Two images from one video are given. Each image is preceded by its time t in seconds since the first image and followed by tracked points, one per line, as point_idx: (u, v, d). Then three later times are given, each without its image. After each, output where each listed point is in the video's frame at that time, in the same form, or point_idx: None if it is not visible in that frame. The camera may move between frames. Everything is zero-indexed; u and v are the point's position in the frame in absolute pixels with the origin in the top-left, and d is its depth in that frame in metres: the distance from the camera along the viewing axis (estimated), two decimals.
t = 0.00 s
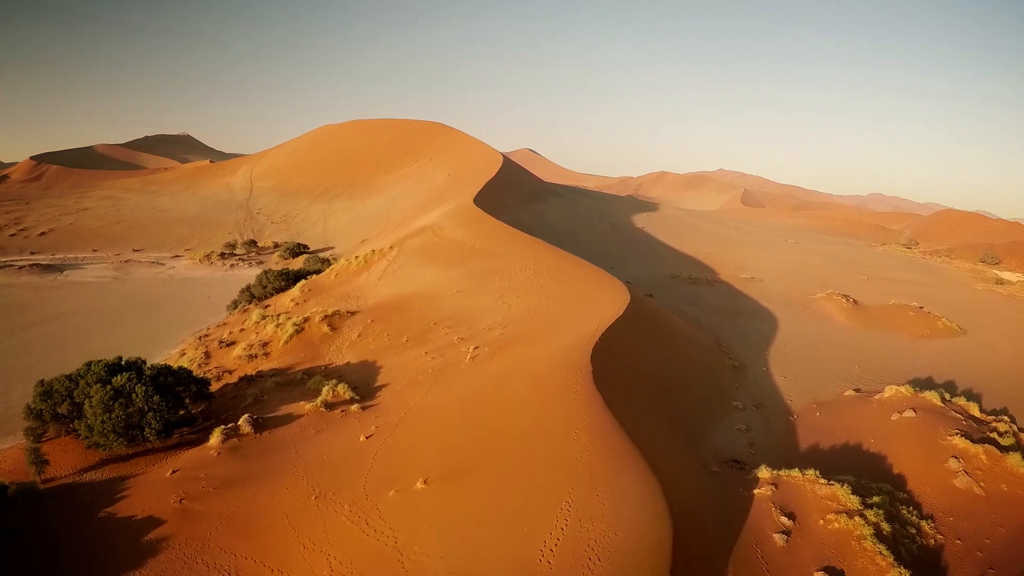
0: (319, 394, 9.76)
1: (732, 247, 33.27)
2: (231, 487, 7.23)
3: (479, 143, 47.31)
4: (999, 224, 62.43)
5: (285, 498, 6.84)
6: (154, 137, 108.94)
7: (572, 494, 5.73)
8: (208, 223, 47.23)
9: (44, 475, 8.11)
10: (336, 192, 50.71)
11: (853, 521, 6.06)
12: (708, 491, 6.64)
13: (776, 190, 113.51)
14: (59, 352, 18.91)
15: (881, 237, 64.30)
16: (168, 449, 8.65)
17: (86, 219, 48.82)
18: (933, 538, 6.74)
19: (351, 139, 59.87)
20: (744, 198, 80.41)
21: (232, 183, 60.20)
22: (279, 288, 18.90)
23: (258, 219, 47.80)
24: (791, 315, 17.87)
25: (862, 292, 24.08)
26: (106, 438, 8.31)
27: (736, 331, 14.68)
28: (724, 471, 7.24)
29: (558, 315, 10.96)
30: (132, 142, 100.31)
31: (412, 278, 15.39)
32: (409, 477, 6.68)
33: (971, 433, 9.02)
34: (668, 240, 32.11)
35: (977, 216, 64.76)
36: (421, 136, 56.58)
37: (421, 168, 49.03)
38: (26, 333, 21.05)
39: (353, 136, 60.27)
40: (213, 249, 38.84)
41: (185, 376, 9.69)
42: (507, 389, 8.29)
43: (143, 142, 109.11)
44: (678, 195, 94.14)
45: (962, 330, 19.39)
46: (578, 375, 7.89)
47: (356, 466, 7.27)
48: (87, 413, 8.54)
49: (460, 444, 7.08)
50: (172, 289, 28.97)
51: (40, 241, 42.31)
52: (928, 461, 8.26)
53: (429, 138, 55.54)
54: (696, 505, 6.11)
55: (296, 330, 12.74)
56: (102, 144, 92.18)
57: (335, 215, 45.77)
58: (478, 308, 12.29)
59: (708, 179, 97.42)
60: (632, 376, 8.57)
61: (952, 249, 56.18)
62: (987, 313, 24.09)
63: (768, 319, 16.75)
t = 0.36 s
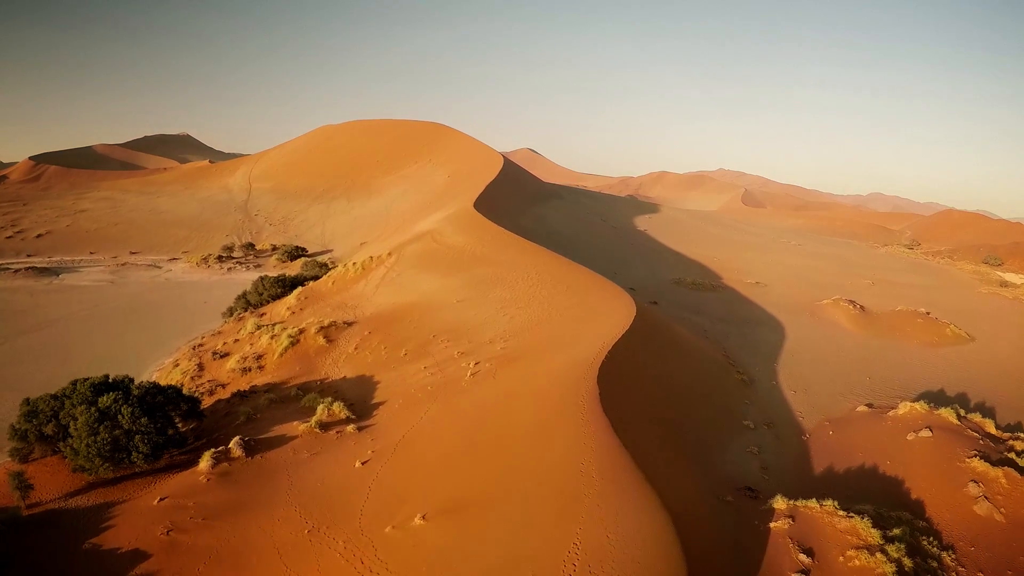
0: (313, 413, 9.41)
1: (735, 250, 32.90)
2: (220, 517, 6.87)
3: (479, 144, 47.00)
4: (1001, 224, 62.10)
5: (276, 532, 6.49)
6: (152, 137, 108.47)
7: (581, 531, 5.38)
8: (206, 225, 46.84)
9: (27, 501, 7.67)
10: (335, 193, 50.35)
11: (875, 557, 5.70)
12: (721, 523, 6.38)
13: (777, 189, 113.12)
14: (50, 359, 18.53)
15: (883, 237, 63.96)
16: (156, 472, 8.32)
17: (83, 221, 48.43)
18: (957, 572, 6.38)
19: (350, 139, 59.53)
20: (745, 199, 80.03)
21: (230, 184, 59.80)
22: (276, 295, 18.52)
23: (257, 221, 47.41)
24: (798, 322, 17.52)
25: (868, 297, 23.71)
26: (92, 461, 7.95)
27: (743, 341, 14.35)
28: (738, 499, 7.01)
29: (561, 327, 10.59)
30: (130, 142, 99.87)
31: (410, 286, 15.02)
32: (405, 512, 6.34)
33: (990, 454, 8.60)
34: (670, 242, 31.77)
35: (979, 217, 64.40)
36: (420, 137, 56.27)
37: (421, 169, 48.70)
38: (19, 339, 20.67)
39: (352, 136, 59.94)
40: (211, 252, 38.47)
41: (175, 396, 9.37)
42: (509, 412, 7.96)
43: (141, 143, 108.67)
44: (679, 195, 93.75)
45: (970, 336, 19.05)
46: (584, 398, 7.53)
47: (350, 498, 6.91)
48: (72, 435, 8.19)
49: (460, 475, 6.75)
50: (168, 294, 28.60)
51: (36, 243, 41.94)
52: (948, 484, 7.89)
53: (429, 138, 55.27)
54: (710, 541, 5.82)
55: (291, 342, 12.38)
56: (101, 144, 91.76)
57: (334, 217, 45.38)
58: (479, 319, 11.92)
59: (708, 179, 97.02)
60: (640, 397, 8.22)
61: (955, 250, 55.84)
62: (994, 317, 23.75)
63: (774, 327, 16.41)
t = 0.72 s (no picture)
0: (308, 432, 9.11)
1: (738, 253, 32.63)
2: (211, 548, 6.53)
3: (479, 145, 46.78)
4: (1002, 225, 61.88)
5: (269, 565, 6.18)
6: (151, 138, 108.20)
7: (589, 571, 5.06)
8: (204, 228, 46.50)
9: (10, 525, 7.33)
10: (334, 195, 50.06)
11: None
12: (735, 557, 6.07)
13: (777, 189, 112.94)
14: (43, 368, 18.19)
15: (885, 238, 63.71)
16: (144, 497, 8.00)
17: (80, 223, 48.07)
18: None
19: (349, 140, 59.29)
20: (746, 199, 79.72)
21: (229, 186, 59.50)
22: (272, 303, 18.21)
23: (256, 223, 47.11)
24: (804, 330, 17.22)
25: (874, 302, 23.39)
26: (78, 486, 7.64)
27: (750, 352, 14.06)
28: (750, 529, 6.73)
29: (564, 342, 10.28)
30: (130, 143, 99.53)
31: (409, 295, 14.72)
32: (402, 548, 6.02)
33: (1008, 475, 8.22)
34: (672, 246, 31.49)
35: (980, 217, 64.18)
36: (420, 138, 56.03)
37: (420, 171, 48.44)
38: (13, 346, 20.36)
39: (351, 137, 59.71)
40: (208, 255, 38.17)
41: (164, 416, 9.07)
42: (512, 435, 7.64)
43: (142, 143, 108.40)
44: (679, 194, 93.49)
45: (978, 343, 18.77)
46: (591, 421, 7.22)
47: (345, 529, 6.59)
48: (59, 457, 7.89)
49: (460, 506, 6.44)
50: (166, 298, 28.29)
51: (34, 246, 41.65)
52: (969, 507, 7.57)
53: (428, 139, 55.06)
54: None
55: (286, 354, 12.06)
56: (100, 145, 91.48)
57: (333, 219, 45.10)
58: (479, 331, 11.61)
59: (709, 179, 96.73)
60: (647, 420, 7.91)
61: (957, 251, 55.57)
62: (1000, 321, 23.46)
63: (781, 335, 16.12)
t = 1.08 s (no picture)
0: (303, 455, 8.77)
1: (741, 257, 32.33)
2: None
3: (479, 147, 46.49)
4: (1004, 226, 61.58)
5: None
6: (151, 138, 107.96)
7: None
8: (202, 231, 46.20)
9: None
10: (334, 197, 49.78)
11: None
12: None
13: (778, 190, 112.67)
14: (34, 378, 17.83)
15: (887, 239, 63.39)
16: (130, 526, 7.65)
17: (78, 226, 47.73)
18: None
19: (349, 142, 59.02)
20: (747, 200, 79.37)
21: (228, 188, 59.18)
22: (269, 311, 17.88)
23: (254, 227, 46.79)
24: (811, 339, 16.90)
25: (880, 309, 23.05)
26: (63, 514, 7.31)
27: (757, 364, 13.73)
28: (766, 565, 6.44)
29: (569, 359, 9.93)
30: (129, 143, 99.11)
31: (408, 305, 14.39)
32: None
33: None
34: (675, 250, 31.18)
35: (983, 219, 63.87)
36: (420, 140, 55.77)
37: (420, 173, 48.16)
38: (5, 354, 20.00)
39: (351, 139, 59.45)
40: (207, 259, 37.87)
41: (152, 439, 8.71)
42: (515, 463, 7.25)
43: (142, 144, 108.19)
44: (680, 195, 93.18)
45: (987, 351, 18.45)
46: (599, 451, 6.85)
47: (338, 568, 6.21)
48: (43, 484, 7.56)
49: (461, 543, 6.06)
50: (162, 304, 27.93)
51: (30, 250, 41.29)
52: (989, 535, 7.21)
53: (428, 141, 54.81)
54: None
55: (281, 369, 11.72)
56: (99, 146, 91.22)
57: (333, 222, 44.80)
58: (480, 346, 11.28)
59: (710, 180, 96.37)
60: (656, 447, 7.56)
61: (960, 253, 55.25)
62: (1008, 327, 23.13)
63: (788, 345, 15.79)
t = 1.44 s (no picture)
0: (297, 480, 8.44)
1: (744, 260, 32.01)
2: None
3: (479, 149, 46.14)
4: (1008, 227, 61.22)
5: None
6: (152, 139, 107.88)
7: None
8: (201, 234, 45.87)
9: None
10: (333, 200, 49.45)
11: None
12: None
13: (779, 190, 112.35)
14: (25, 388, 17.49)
15: (890, 239, 63.04)
16: (116, 558, 7.30)
17: (75, 229, 47.37)
18: None
19: (349, 143, 58.71)
20: (748, 201, 79.06)
21: (227, 189, 58.89)
22: (265, 321, 17.54)
23: (252, 229, 46.46)
24: (819, 348, 16.58)
25: (886, 314, 22.71)
26: (46, 546, 7.04)
27: (765, 377, 13.41)
28: None
29: (572, 377, 9.61)
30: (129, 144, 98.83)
31: (407, 317, 14.06)
32: None
33: None
34: (677, 254, 30.86)
35: (985, 220, 63.53)
36: (420, 141, 55.47)
37: (420, 175, 47.83)
38: None
39: (351, 140, 59.13)
40: (204, 263, 37.55)
41: (140, 464, 8.36)
42: (519, 491, 6.89)
43: (143, 144, 108.25)
44: (681, 195, 92.87)
45: (997, 359, 18.10)
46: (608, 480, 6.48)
47: None
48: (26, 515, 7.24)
49: None
50: (158, 310, 27.58)
51: (27, 253, 40.99)
52: (1012, 568, 6.83)
53: (428, 143, 54.51)
54: None
55: (276, 385, 11.38)
56: (100, 146, 91.03)
57: (332, 225, 44.47)
58: (480, 362, 10.96)
59: (710, 180, 96.02)
60: (666, 475, 7.22)
61: (963, 254, 54.89)
62: (1017, 332, 22.77)
63: (795, 355, 15.47)
